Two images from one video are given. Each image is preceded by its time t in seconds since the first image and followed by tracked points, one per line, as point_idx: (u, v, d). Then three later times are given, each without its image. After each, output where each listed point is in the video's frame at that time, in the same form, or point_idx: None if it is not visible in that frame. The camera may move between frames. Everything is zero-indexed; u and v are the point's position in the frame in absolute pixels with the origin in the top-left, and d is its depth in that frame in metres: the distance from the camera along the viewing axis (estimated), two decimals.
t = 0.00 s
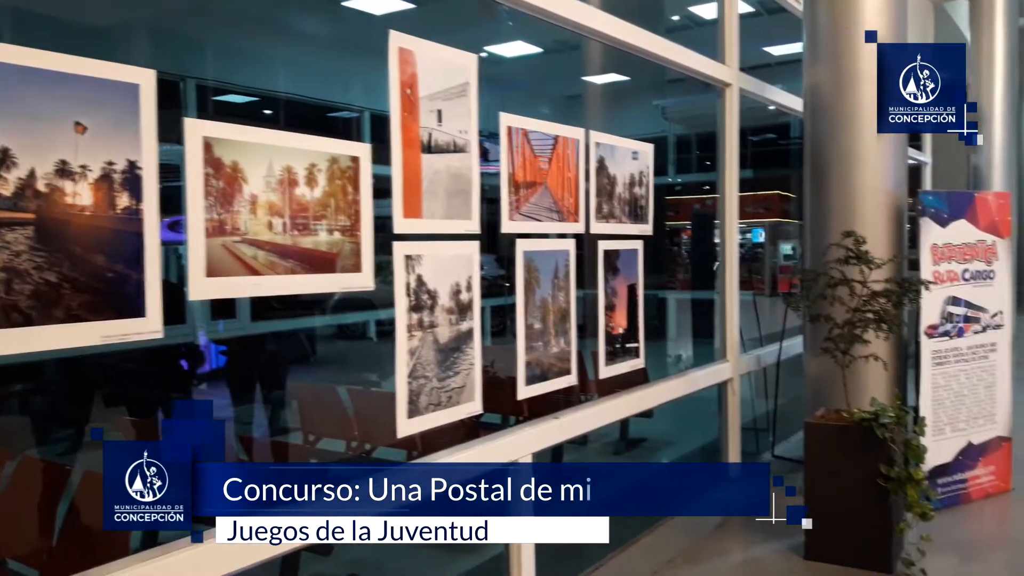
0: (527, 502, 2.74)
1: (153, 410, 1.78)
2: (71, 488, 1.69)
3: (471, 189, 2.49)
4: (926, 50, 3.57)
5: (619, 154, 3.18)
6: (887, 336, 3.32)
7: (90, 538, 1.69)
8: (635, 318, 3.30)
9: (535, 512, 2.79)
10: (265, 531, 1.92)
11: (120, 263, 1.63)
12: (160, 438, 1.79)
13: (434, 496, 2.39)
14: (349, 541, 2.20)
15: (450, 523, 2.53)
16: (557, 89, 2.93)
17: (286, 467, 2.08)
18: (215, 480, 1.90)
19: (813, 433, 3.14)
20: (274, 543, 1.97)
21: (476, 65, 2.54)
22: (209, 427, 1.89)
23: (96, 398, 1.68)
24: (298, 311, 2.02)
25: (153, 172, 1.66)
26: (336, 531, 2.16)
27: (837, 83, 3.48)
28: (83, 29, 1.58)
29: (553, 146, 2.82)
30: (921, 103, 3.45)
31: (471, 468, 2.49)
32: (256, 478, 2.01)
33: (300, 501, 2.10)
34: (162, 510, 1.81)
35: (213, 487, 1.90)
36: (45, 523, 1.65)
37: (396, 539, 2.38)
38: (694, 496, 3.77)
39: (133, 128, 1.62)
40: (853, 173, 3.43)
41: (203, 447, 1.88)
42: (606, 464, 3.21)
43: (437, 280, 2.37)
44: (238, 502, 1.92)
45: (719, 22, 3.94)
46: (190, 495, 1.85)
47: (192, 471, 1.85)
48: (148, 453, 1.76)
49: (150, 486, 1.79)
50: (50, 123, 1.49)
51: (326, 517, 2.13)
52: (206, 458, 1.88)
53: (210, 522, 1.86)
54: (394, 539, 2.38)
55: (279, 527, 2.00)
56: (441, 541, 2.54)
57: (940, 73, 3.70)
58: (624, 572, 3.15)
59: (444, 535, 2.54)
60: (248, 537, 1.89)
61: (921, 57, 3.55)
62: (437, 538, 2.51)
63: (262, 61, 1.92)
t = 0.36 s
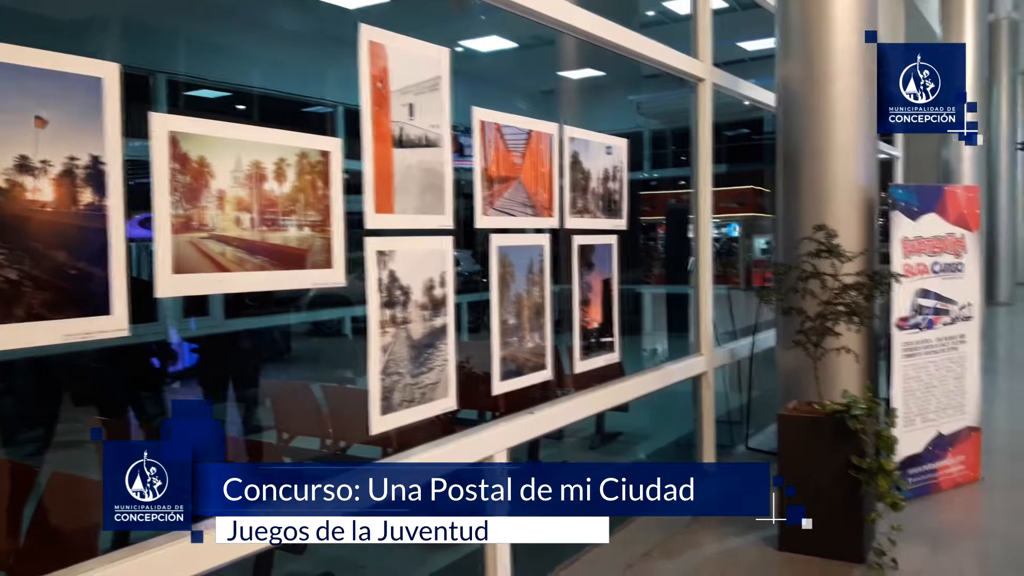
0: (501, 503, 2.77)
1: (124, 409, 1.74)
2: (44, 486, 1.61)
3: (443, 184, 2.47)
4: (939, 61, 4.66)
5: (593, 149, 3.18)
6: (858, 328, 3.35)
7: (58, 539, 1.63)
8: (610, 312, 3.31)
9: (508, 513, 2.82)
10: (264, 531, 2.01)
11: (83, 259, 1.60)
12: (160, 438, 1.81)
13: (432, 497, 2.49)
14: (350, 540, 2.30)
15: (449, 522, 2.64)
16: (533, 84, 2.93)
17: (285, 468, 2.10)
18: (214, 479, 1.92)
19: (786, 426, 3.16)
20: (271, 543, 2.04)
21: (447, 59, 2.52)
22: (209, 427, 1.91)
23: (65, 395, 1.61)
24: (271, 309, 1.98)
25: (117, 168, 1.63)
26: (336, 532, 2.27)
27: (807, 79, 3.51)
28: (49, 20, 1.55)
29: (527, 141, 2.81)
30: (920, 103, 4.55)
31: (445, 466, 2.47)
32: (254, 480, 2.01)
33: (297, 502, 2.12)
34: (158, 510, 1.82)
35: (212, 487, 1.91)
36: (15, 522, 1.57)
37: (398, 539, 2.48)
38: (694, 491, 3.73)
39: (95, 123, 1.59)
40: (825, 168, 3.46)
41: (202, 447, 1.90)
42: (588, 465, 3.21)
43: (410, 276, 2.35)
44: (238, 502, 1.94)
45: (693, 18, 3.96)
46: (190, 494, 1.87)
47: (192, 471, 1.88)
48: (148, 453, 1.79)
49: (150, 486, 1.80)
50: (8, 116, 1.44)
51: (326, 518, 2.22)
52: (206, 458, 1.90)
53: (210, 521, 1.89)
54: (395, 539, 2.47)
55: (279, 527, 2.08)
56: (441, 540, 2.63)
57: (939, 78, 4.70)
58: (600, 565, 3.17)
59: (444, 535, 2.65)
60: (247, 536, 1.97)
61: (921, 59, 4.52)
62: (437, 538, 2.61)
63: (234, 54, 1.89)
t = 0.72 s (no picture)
0: (470, 502, 2.73)
1: (86, 412, 1.72)
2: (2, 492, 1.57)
3: (409, 181, 2.44)
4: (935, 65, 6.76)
5: (560, 146, 3.18)
6: (823, 323, 3.39)
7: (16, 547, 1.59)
8: (578, 310, 3.33)
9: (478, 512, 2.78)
10: (264, 531, 2.09)
11: (38, 260, 1.55)
12: (160, 438, 1.86)
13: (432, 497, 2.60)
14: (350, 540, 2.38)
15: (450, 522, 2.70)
16: (502, 82, 2.93)
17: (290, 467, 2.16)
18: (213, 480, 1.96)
19: (752, 421, 3.19)
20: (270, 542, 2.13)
21: (413, 55, 2.49)
22: (208, 427, 1.97)
23: (24, 398, 1.59)
24: (239, 309, 1.96)
25: (74, 166, 1.58)
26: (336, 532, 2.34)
27: (772, 76, 3.54)
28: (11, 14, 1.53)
29: (495, 138, 2.80)
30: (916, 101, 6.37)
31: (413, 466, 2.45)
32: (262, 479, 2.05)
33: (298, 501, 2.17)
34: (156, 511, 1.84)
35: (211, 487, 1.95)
36: None
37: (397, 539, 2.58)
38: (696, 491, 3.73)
39: (51, 119, 1.54)
40: (790, 164, 3.49)
41: (202, 447, 1.96)
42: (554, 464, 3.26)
43: (376, 274, 2.32)
44: (237, 502, 2.01)
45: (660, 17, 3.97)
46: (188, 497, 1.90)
47: (192, 470, 1.92)
48: (148, 453, 1.83)
49: (149, 486, 1.84)
50: None
51: (326, 518, 2.29)
52: (206, 457, 1.95)
53: (210, 520, 1.93)
54: (395, 539, 2.57)
55: (280, 527, 2.17)
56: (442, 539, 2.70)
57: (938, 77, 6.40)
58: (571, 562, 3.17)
59: (445, 536, 2.71)
60: (247, 536, 2.03)
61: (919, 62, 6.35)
62: (437, 538, 2.71)
63: (197, 50, 1.86)
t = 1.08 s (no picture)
0: (423, 502, 2.72)
1: (31, 416, 1.86)
2: None
3: (361, 178, 2.41)
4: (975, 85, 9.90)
5: (516, 145, 3.17)
6: (772, 320, 3.44)
7: None
8: (533, 308, 3.35)
9: (429, 512, 2.76)
10: (263, 530, 2.23)
11: None
12: (160, 439, 1.95)
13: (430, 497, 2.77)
14: (350, 539, 2.55)
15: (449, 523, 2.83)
16: (455, 82, 2.95)
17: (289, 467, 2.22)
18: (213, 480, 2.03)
19: (702, 417, 3.24)
20: (266, 542, 2.26)
21: (366, 51, 2.44)
22: (209, 431, 2.08)
23: None
24: (193, 308, 2.01)
25: (7, 160, 1.52)
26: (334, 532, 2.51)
27: (722, 76, 3.60)
28: None
29: (449, 135, 2.78)
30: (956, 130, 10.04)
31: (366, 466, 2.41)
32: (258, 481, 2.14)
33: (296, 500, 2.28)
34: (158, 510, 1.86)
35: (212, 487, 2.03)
36: None
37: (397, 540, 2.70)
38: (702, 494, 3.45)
39: None
40: (740, 163, 3.54)
41: (202, 449, 2.04)
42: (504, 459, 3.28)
43: (327, 272, 2.28)
44: (237, 502, 2.10)
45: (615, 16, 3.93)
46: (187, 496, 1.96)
47: (192, 469, 2.00)
48: (148, 453, 1.92)
49: (149, 486, 1.90)
50: None
51: (325, 519, 2.45)
52: (205, 458, 2.03)
53: (210, 520, 1.98)
54: (397, 540, 2.70)
55: (279, 528, 2.33)
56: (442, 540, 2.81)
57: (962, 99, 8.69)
58: (524, 559, 3.17)
59: (444, 535, 2.81)
60: (245, 535, 2.15)
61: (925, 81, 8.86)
62: (436, 538, 2.75)
63: (150, 52, 1.96)
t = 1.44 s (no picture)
0: (348, 501, 2.68)
1: None
2: None
3: (283, 174, 2.36)
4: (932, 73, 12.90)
5: (446, 143, 3.16)
6: (697, 317, 3.52)
7: None
8: (463, 306, 3.35)
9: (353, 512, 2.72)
10: (263, 531, 2.54)
11: None
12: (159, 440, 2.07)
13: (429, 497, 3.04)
14: (349, 539, 2.68)
15: (449, 523, 3.13)
16: (385, 79, 2.91)
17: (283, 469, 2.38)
18: (213, 479, 2.19)
19: (629, 413, 3.31)
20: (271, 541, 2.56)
21: (289, 45, 2.38)
22: (208, 429, 2.14)
23: None
24: (115, 308, 1.92)
25: None
26: (335, 532, 2.66)
27: (651, 79, 3.66)
28: None
29: (378, 131, 2.75)
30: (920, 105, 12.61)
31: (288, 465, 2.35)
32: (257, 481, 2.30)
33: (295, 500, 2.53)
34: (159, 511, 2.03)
35: (212, 488, 2.20)
36: None
37: (397, 539, 2.96)
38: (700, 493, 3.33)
39: None
40: (666, 163, 3.61)
41: (202, 446, 2.14)
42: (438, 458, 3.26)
43: (247, 269, 2.23)
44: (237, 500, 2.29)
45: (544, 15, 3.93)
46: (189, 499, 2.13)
47: (192, 468, 2.13)
48: (148, 453, 2.04)
49: (149, 486, 2.02)
50: None
51: (325, 519, 2.65)
52: (205, 457, 2.15)
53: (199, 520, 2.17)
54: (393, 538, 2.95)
55: (279, 527, 2.59)
56: (442, 540, 3.18)
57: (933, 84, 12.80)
58: (451, 559, 3.16)
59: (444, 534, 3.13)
60: (247, 535, 2.49)
61: (919, 66, 12.81)
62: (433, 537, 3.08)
63: (61, 37, 1.81)
